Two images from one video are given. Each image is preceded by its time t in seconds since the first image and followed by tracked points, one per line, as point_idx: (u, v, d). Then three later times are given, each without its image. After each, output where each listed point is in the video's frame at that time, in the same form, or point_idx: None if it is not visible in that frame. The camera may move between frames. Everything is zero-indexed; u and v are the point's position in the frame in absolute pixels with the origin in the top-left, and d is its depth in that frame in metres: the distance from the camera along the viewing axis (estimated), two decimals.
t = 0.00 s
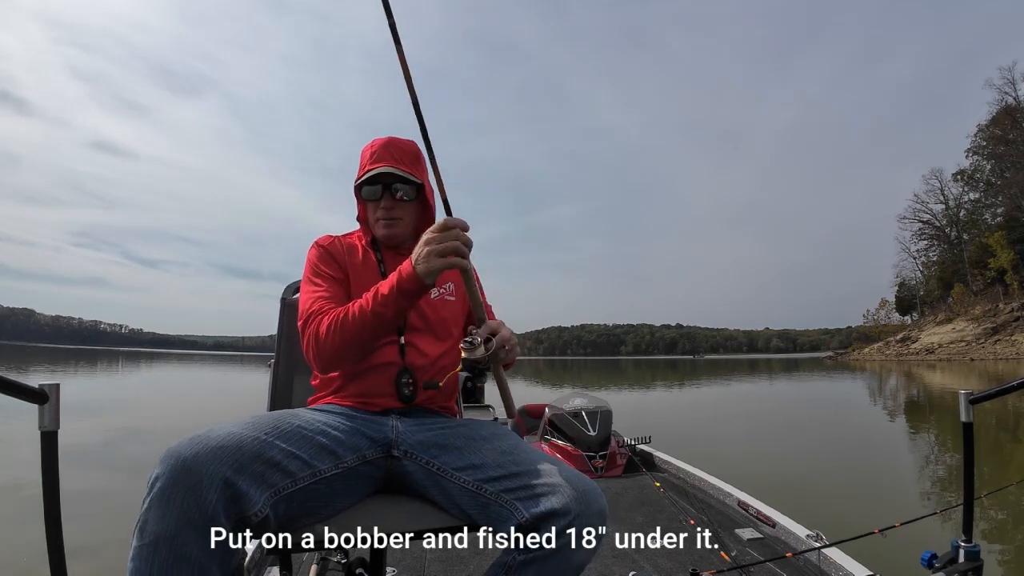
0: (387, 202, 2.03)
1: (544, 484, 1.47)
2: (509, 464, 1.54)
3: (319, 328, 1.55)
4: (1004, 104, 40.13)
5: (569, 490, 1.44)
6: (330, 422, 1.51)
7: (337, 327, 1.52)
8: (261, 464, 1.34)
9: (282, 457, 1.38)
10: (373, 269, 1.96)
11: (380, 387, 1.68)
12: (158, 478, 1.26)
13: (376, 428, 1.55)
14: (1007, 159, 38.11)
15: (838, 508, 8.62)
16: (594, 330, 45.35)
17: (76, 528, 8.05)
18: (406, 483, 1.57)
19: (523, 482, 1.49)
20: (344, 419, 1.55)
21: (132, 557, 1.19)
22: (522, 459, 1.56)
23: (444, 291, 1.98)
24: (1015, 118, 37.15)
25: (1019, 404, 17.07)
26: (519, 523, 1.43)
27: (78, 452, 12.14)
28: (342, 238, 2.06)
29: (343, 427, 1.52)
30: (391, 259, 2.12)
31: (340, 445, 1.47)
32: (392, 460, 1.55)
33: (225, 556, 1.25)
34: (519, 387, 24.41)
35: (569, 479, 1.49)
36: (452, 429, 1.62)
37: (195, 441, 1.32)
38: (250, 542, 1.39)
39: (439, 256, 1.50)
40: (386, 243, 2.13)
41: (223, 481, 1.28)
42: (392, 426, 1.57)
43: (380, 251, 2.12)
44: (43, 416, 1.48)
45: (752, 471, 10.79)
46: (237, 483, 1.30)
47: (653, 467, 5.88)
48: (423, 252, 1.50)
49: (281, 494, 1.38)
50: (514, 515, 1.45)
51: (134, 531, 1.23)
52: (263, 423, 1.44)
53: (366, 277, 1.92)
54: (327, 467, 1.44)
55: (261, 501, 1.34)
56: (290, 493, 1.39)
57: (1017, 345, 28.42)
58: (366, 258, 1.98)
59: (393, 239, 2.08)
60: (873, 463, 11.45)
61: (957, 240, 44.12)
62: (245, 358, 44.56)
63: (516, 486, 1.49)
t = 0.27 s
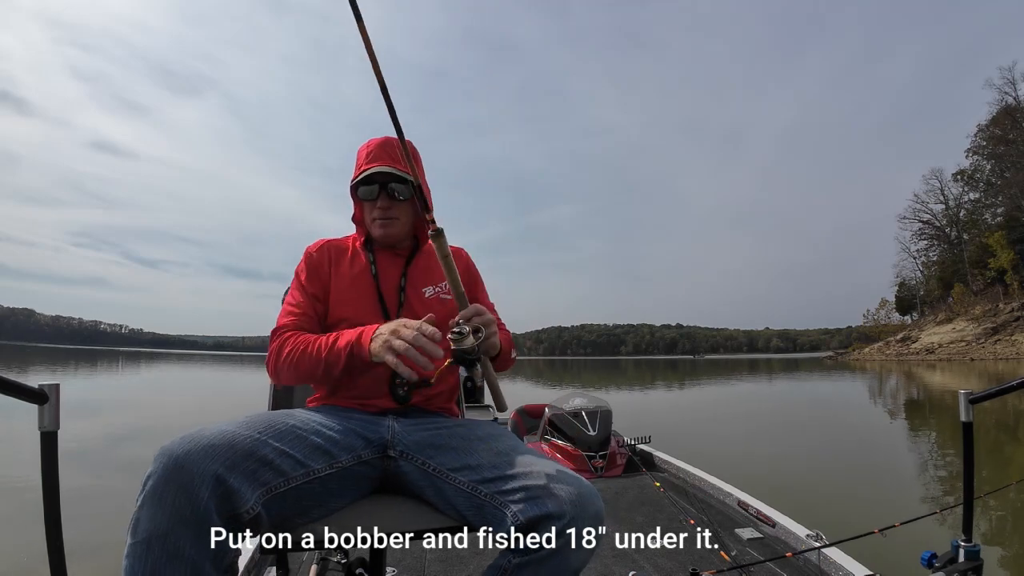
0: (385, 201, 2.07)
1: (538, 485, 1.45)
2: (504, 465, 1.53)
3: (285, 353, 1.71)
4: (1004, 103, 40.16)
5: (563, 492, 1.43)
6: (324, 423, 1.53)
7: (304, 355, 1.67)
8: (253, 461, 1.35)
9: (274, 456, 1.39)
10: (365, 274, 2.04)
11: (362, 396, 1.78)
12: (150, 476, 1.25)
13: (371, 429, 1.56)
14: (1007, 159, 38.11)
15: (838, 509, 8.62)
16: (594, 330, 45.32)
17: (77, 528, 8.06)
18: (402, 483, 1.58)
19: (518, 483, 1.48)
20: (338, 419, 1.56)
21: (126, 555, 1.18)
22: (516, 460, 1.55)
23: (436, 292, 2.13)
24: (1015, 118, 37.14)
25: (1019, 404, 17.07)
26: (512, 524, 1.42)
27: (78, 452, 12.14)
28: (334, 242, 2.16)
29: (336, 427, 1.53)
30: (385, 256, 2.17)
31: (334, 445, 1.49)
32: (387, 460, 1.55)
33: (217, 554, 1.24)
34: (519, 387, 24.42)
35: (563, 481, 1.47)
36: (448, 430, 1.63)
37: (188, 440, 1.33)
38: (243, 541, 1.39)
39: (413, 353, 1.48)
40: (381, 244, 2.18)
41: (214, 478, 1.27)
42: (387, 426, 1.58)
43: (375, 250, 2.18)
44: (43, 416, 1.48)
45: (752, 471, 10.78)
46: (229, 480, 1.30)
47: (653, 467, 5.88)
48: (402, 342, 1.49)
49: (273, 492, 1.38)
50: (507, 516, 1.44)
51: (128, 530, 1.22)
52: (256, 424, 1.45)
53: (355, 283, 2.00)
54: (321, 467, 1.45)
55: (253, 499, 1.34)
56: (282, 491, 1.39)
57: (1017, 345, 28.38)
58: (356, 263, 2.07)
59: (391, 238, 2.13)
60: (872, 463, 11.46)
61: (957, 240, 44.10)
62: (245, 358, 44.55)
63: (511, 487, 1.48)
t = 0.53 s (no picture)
0: (378, 201, 2.09)
1: (520, 490, 1.44)
2: (490, 468, 1.52)
3: (277, 364, 1.81)
4: (1003, 104, 40.20)
5: (544, 498, 1.41)
6: (309, 423, 1.58)
7: (292, 367, 1.76)
8: (231, 456, 1.39)
9: (254, 452, 1.43)
10: (357, 276, 2.08)
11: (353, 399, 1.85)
12: (131, 469, 1.30)
13: (358, 431, 1.60)
14: (1007, 159, 38.08)
15: (838, 509, 8.61)
16: (594, 330, 45.30)
17: (77, 528, 8.06)
18: (392, 482, 1.61)
19: (499, 488, 1.47)
20: (326, 419, 1.62)
21: (110, 546, 1.23)
22: (501, 461, 1.53)
23: (426, 291, 2.12)
24: (1015, 118, 37.12)
25: (1019, 404, 17.06)
26: (495, 528, 1.41)
27: (78, 452, 12.14)
28: (329, 248, 2.22)
29: (320, 428, 1.58)
30: (379, 256, 2.18)
31: (317, 444, 1.53)
32: (375, 461, 1.59)
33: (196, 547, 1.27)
34: (519, 387, 24.40)
35: (547, 487, 1.45)
36: (437, 430, 1.66)
37: (169, 435, 1.38)
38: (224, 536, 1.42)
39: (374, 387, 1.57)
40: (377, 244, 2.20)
41: (191, 470, 1.31)
42: (376, 427, 1.62)
43: (370, 251, 2.20)
44: (42, 416, 1.48)
45: (752, 472, 10.77)
46: (206, 473, 1.34)
47: (653, 467, 5.88)
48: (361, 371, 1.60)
49: (251, 488, 1.41)
50: (489, 520, 1.43)
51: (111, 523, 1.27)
52: (239, 423, 1.50)
53: (346, 287, 2.04)
54: (303, 465, 1.49)
55: (230, 491, 1.37)
56: (262, 488, 1.42)
57: (1017, 345, 28.36)
58: (349, 267, 2.11)
59: (385, 238, 2.13)
60: (871, 463, 11.45)
61: (957, 240, 44.08)
62: (245, 358, 44.52)
63: (494, 491, 1.47)
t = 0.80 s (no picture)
0: (375, 199, 2.10)
1: (498, 495, 1.44)
2: (473, 472, 1.52)
3: (273, 361, 1.82)
4: (1004, 104, 40.22)
5: (522, 502, 1.40)
6: (295, 423, 1.64)
7: (287, 365, 1.77)
8: (212, 452, 1.45)
9: (234, 448, 1.49)
10: (352, 273, 2.09)
11: (348, 397, 1.86)
12: (115, 463, 1.36)
13: (345, 432, 1.65)
14: (1007, 159, 38.10)
15: (838, 509, 8.60)
16: (594, 330, 45.34)
17: (77, 529, 8.06)
18: (382, 483, 1.65)
19: (480, 491, 1.47)
20: (314, 419, 1.69)
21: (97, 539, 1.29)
22: (485, 465, 1.53)
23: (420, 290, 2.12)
24: (1015, 118, 37.14)
25: (1019, 404, 17.05)
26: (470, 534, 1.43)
27: (78, 452, 12.14)
28: (327, 249, 2.24)
29: (304, 427, 1.64)
30: (376, 255, 2.18)
31: (300, 443, 1.59)
32: (365, 461, 1.65)
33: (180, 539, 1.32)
34: (519, 387, 24.39)
35: (526, 492, 1.43)
36: (425, 431, 1.70)
37: (153, 432, 1.44)
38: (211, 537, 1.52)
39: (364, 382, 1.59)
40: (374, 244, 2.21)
41: (171, 464, 1.37)
42: (366, 429, 1.68)
43: (367, 250, 2.20)
44: (42, 416, 1.49)
45: (752, 472, 10.76)
46: (185, 468, 1.39)
47: (653, 467, 5.88)
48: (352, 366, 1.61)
49: (232, 483, 1.46)
50: (467, 525, 1.44)
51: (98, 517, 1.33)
52: (223, 421, 1.57)
53: (342, 285, 2.05)
54: (285, 462, 1.54)
55: (210, 486, 1.42)
56: (243, 483, 1.48)
57: (1018, 345, 28.36)
58: (345, 265, 2.12)
59: (382, 236, 2.14)
60: (870, 463, 11.45)
61: (957, 240, 44.12)
62: (246, 358, 44.56)
63: (475, 495, 1.47)
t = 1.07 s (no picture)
0: (372, 199, 2.09)
1: (487, 498, 1.43)
2: (464, 473, 1.52)
3: (269, 360, 1.84)
4: (1004, 104, 40.25)
5: (513, 507, 1.39)
6: (290, 423, 1.64)
7: (282, 364, 1.79)
8: (203, 451, 1.46)
9: (226, 447, 1.50)
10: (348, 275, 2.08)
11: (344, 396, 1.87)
12: (106, 464, 1.38)
13: (339, 432, 1.66)
14: (1007, 159, 38.13)
15: (837, 508, 8.61)
16: (594, 330, 45.37)
17: (76, 529, 8.06)
18: (376, 483, 1.66)
19: (470, 494, 1.46)
20: (309, 419, 1.69)
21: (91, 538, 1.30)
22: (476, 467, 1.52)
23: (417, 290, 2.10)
24: (1015, 118, 37.17)
25: (1019, 404, 17.06)
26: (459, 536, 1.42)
27: (78, 452, 12.14)
28: (325, 250, 2.25)
29: (299, 426, 1.64)
30: (372, 255, 2.17)
31: (294, 443, 1.60)
32: (359, 461, 1.65)
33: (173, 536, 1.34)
34: (519, 387, 24.40)
35: (515, 495, 1.43)
36: (419, 430, 1.70)
37: (143, 432, 1.45)
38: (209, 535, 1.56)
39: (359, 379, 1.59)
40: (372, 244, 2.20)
41: (161, 462, 1.38)
42: (361, 430, 1.68)
43: (364, 250, 2.20)
44: (42, 416, 1.49)
45: (751, 472, 10.77)
46: (175, 466, 1.40)
47: (653, 467, 5.88)
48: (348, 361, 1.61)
49: (223, 482, 1.47)
50: (458, 527, 1.43)
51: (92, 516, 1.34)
52: (215, 420, 1.58)
53: (338, 285, 2.05)
54: (278, 462, 1.55)
55: (201, 483, 1.43)
56: (235, 481, 1.49)
57: (1018, 345, 28.35)
58: (341, 266, 2.12)
59: (379, 236, 2.13)
60: (870, 463, 11.46)
61: (957, 240, 44.16)
62: (246, 358, 44.55)
63: (465, 497, 1.47)
